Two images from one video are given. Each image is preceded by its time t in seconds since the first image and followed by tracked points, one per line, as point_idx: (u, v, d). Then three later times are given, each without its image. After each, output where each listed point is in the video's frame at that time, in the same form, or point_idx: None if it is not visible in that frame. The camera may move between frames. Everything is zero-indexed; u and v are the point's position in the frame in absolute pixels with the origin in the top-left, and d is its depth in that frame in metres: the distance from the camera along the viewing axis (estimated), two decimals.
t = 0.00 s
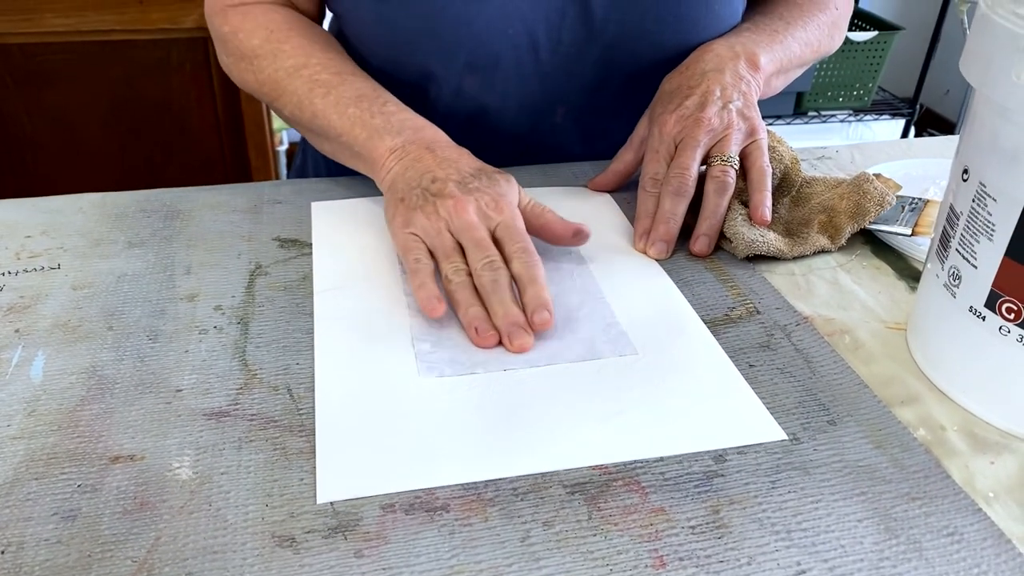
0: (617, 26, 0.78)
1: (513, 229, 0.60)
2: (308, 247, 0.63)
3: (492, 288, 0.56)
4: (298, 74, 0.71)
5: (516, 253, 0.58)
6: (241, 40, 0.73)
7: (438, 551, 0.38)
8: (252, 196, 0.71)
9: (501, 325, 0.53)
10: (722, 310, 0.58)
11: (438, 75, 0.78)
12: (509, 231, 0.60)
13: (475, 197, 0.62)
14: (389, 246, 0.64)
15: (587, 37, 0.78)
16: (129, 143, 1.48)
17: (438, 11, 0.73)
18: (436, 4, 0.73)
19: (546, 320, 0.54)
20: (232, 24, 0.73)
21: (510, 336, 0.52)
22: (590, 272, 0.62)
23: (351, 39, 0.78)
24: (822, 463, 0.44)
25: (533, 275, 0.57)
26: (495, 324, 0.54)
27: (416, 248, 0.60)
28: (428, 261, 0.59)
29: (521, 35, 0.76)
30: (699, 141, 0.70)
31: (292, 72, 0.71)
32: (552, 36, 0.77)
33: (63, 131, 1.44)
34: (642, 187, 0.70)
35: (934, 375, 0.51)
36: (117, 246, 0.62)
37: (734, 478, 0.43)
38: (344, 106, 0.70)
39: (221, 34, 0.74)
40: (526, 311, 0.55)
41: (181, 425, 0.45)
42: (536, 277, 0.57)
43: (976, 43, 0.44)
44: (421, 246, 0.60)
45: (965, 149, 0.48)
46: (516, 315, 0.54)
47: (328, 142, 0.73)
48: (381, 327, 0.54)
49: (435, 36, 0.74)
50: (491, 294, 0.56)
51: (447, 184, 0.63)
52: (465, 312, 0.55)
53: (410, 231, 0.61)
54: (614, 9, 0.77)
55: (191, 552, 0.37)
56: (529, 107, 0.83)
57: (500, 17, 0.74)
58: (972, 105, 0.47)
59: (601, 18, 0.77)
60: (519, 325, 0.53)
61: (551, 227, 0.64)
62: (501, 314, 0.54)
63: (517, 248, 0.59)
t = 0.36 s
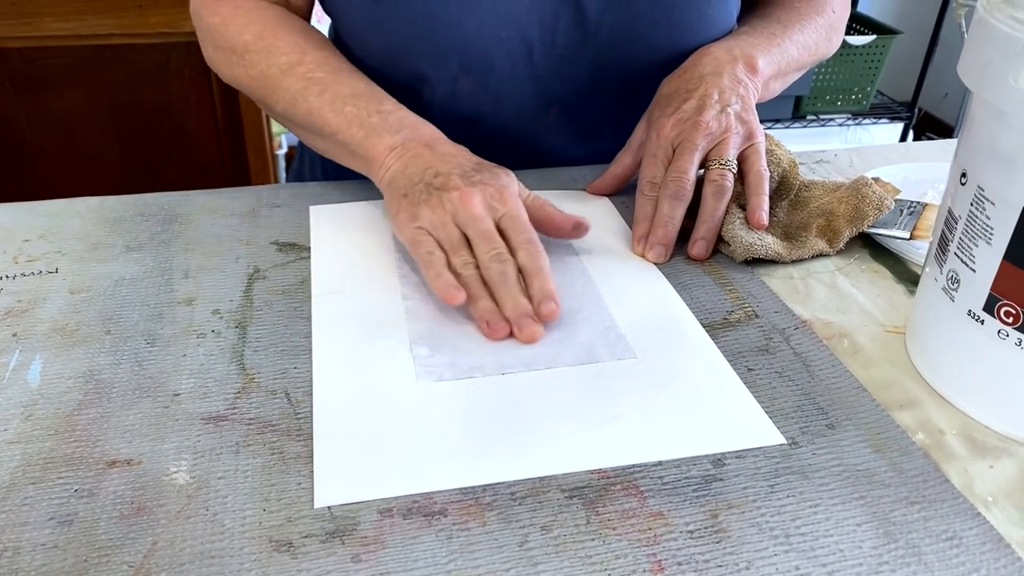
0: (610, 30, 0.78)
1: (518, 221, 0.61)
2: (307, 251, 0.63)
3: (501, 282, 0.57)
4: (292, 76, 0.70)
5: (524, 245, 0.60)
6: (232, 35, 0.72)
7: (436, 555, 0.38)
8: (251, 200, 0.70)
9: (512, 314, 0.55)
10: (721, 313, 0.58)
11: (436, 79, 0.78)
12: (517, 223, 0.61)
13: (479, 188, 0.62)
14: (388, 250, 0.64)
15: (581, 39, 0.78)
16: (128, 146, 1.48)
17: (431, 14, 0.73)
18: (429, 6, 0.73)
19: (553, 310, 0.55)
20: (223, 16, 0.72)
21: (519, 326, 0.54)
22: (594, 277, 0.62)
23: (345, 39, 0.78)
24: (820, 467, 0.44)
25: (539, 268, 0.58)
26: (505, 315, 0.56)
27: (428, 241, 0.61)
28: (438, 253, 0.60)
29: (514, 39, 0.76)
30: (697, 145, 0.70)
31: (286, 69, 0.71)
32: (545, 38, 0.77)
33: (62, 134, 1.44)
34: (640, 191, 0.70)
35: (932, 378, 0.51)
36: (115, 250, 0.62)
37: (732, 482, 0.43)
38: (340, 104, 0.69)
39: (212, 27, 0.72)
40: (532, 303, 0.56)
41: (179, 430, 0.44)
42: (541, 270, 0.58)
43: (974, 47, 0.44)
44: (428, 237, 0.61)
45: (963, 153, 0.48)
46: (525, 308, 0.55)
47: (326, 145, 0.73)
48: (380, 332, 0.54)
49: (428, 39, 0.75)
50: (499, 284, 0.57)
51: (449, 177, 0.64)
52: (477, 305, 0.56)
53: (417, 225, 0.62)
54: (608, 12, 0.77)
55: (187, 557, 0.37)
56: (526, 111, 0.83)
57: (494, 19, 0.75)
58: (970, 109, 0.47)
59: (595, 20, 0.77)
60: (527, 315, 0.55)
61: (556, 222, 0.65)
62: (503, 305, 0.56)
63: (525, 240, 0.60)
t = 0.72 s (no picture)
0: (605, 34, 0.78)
1: (463, 223, 0.61)
2: (306, 255, 0.63)
3: (434, 283, 0.57)
4: (287, 78, 0.70)
5: (462, 248, 0.59)
6: (208, 19, 0.71)
7: (434, 559, 0.38)
8: (251, 204, 0.71)
9: (442, 320, 0.55)
10: (719, 317, 0.58)
11: (434, 83, 0.78)
12: (461, 225, 0.60)
13: (427, 188, 0.62)
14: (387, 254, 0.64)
15: (577, 41, 0.79)
16: (127, 150, 1.48)
17: (427, 17, 0.74)
18: (425, 8, 0.73)
19: (483, 318, 0.55)
20: None
21: (449, 333, 0.53)
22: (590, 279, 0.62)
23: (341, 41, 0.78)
24: (817, 470, 0.44)
25: (476, 272, 0.58)
26: (433, 317, 0.55)
27: (370, 238, 0.61)
28: (378, 249, 0.60)
29: (509, 41, 0.77)
30: (696, 151, 0.70)
31: (254, 55, 0.71)
32: (540, 41, 0.78)
33: (61, 138, 1.44)
34: (639, 195, 0.70)
35: (929, 382, 0.51)
36: (115, 254, 0.62)
37: (730, 486, 0.43)
38: (304, 94, 0.69)
39: (187, 10, 0.72)
40: (463, 308, 0.56)
41: (178, 434, 0.45)
42: (476, 276, 0.58)
43: (969, 52, 0.45)
44: (372, 234, 0.61)
45: (959, 158, 0.48)
46: (453, 313, 0.55)
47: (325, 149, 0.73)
48: (379, 336, 0.54)
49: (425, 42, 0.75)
50: (431, 286, 0.57)
51: (400, 175, 0.63)
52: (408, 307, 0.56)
53: (362, 220, 0.62)
54: (603, 15, 0.77)
55: (187, 561, 0.37)
56: (524, 114, 0.83)
57: (490, 22, 0.75)
58: (966, 114, 0.47)
59: (591, 23, 0.77)
60: (458, 322, 0.54)
61: (503, 229, 0.64)
62: (437, 307, 0.56)
63: (465, 243, 0.60)
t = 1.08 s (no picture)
0: (599, 40, 0.78)
1: (472, 247, 0.59)
2: (308, 259, 0.64)
3: (439, 309, 0.54)
4: (288, 82, 0.70)
5: (469, 275, 0.57)
6: (216, 39, 0.72)
7: (437, 562, 0.38)
8: (252, 208, 0.71)
9: (445, 349, 0.52)
10: (719, 320, 0.58)
11: (434, 87, 0.79)
12: (469, 252, 0.58)
13: (437, 212, 0.61)
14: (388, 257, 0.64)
15: (571, 50, 0.79)
16: (128, 153, 1.48)
17: (422, 24, 0.74)
18: (420, 16, 0.73)
19: (486, 347, 0.52)
20: (207, 21, 0.73)
21: (450, 363, 0.51)
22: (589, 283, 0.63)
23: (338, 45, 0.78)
24: (817, 473, 0.45)
25: (481, 299, 0.55)
26: (436, 346, 0.52)
27: (376, 259, 0.59)
28: (384, 272, 0.58)
29: (505, 47, 0.77)
30: (696, 154, 0.70)
31: (263, 75, 0.71)
32: (536, 48, 0.78)
33: (62, 141, 1.45)
34: (639, 198, 0.71)
35: (928, 385, 0.51)
36: (117, 258, 0.62)
37: (730, 489, 0.43)
38: (313, 114, 0.69)
39: (195, 29, 0.73)
40: (466, 338, 0.53)
41: (181, 437, 0.45)
42: (482, 302, 0.55)
43: (968, 58, 0.45)
44: (379, 257, 0.59)
45: (957, 162, 0.48)
46: (457, 343, 0.52)
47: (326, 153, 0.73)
48: (380, 339, 0.54)
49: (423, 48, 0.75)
50: (438, 312, 0.54)
51: (410, 197, 0.62)
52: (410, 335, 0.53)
53: (370, 241, 0.60)
54: (597, 23, 0.77)
55: (191, 563, 0.38)
56: (521, 119, 0.83)
57: (485, 29, 0.75)
58: (965, 119, 0.48)
59: (589, 29, 0.77)
60: (460, 351, 0.52)
61: (514, 253, 0.62)
62: (444, 337, 0.53)
63: (474, 268, 0.57)
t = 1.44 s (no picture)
0: (599, 47, 0.79)
1: (462, 249, 0.59)
2: (310, 262, 0.64)
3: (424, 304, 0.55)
4: (289, 83, 0.71)
5: (457, 273, 0.57)
6: (218, 41, 0.72)
7: (439, 562, 0.39)
8: (254, 211, 0.71)
9: (428, 347, 0.52)
10: (718, 323, 0.59)
11: (435, 93, 0.79)
12: (458, 253, 0.59)
13: (432, 212, 0.61)
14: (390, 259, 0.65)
15: (570, 56, 0.80)
16: (129, 156, 1.49)
17: (424, 31, 0.74)
18: (421, 23, 0.74)
19: (468, 344, 0.52)
20: (210, 24, 0.73)
21: (429, 360, 0.51)
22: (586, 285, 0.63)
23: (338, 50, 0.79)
24: (815, 473, 0.45)
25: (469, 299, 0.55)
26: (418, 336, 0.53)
27: (360, 242, 0.59)
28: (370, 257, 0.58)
29: (506, 53, 0.77)
30: (695, 158, 0.71)
31: (265, 76, 0.71)
32: (538, 54, 0.79)
33: (64, 144, 1.45)
34: (639, 202, 0.71)
35: (926, 387, 0.52)
36: (121, 261, 0.63)
37: (730, 489, 0.44)
38: (314, 113, 0.70)
39: (198, 33, 0.74)
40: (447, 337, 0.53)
41: (185, 439, 0.45)
42: (469, 301, 0.55)
43: (964, 63, 0.45)
44: (367, 244, 0.59)
45: (954, 166, 0.49)
46: (437, 342, 0.53)
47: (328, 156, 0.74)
48: (382, 341, 0.55)
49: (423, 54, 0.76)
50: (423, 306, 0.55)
51: (407, 196, 0.62)
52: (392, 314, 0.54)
53: (360, 227, 0.60)
54: (596, 29, 0.78)
55: (196, 563, 0.38)
56: (520, 124, 0.84)
57: (486, 37, 0.76)
58: (962, 123, 0.48)
59: (589, 36, 0.78)
60: (440, 350, 0.52)
61: (512, 255, 0.63)
62: (426, 334, 0.53)
63: (462, 268, 0.58)
